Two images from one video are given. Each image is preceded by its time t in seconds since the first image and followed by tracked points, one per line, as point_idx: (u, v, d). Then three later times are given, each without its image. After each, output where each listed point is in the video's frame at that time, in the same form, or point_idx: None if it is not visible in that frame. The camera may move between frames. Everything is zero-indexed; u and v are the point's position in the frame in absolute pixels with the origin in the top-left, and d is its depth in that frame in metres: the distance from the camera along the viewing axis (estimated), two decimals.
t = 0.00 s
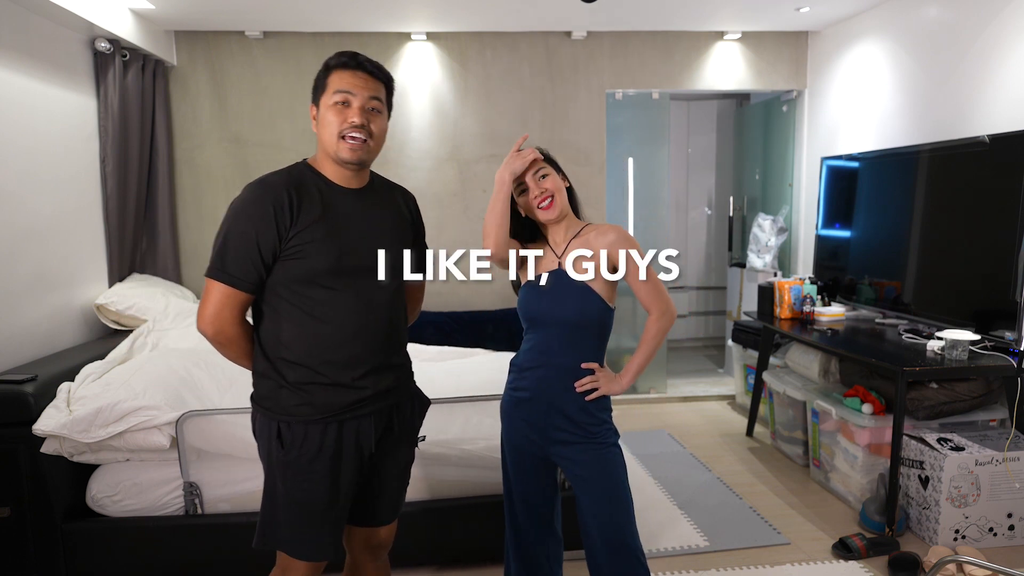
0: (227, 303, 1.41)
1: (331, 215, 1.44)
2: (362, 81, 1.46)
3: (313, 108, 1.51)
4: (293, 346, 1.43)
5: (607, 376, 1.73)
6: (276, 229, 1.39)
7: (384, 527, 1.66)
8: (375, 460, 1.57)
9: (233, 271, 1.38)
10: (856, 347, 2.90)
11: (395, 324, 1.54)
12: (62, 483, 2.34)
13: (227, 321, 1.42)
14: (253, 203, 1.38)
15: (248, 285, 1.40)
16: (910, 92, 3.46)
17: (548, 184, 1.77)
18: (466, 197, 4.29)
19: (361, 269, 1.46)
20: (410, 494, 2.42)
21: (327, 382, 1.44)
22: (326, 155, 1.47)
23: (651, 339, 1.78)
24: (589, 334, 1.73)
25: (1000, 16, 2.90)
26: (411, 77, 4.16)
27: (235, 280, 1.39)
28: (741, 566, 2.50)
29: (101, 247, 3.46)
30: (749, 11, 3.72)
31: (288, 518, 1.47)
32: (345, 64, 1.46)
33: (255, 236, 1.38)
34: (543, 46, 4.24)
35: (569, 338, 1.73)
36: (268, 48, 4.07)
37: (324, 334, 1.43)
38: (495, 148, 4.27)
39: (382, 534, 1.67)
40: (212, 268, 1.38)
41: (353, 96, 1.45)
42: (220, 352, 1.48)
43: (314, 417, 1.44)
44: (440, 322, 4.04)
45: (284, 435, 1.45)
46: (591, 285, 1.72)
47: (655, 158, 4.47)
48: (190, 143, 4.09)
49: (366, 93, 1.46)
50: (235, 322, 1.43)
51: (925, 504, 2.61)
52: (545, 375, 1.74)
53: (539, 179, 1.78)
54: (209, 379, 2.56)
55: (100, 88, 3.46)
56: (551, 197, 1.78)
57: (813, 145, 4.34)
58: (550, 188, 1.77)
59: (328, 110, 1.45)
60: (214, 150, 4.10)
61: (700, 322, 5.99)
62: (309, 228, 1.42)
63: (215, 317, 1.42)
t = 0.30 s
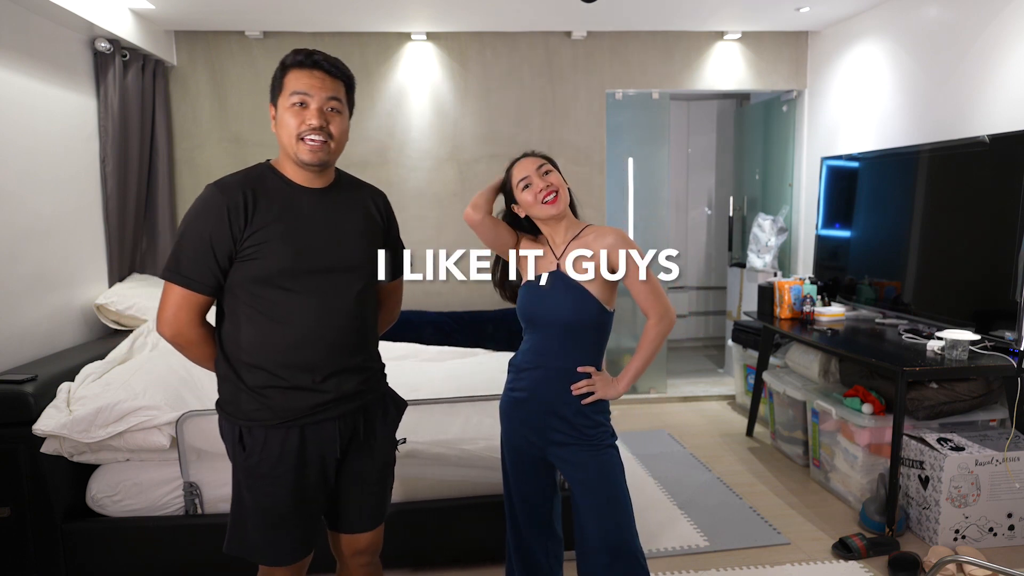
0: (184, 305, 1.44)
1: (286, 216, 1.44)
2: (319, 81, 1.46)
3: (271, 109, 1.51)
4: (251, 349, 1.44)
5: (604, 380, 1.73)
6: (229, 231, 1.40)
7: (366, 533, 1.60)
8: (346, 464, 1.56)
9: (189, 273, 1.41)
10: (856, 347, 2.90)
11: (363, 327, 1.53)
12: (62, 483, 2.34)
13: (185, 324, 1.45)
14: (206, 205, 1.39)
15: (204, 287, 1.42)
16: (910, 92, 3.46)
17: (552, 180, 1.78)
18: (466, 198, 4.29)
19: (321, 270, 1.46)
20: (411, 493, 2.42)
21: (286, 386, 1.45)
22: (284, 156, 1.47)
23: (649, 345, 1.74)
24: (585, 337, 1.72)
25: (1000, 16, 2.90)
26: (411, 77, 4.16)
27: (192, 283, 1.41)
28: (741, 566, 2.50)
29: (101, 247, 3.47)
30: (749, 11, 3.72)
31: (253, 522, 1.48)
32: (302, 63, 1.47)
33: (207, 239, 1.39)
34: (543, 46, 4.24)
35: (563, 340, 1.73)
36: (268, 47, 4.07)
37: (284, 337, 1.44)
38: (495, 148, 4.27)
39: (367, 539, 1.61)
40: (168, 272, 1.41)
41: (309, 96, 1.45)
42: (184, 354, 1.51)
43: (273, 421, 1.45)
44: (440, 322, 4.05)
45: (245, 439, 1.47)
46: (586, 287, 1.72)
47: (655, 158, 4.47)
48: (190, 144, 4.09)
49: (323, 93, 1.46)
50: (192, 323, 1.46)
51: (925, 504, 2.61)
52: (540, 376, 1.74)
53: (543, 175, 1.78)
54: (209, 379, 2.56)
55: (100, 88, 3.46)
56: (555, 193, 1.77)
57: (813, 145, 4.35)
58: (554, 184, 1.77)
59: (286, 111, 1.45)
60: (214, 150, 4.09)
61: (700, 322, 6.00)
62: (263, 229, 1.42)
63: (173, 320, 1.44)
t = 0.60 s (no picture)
0: (154, 312, 1.44)
1: (256, 222, 1.44)
2: (282, 80, 1.47)
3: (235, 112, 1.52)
4: (222, 356, 1.44)
5: (601, 382, 1.72)
6: (198, 238, 1.40)
7: (374, 531, 1.60)
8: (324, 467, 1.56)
9: (158, 281, 1.41)
10: (856, 347, 2.90)
11: (337, 331, 1.53)
12: (62, 483, 2.34)
13: (154, 331, 1.45)
14: (174, 212, 1.39)
15: (172, 295, 1.42)
16: (910, 92, 3.46)
17: (560, 184, 1.78)
18: (467, 198, 4.29)
19: (294, 276, 1.45)
20: (411, 493, 2.42)
21: (259, 393, 1.45)
22: (250, 157, 1.48)
23: (646, 345, 1.75)
24: (579, 339, 1.72)
25: (1000, 16, 2.90)
26: (411, 77, 4.17)
27: (161, 291, 1.41)
28: (741, 566, 2.49)
29: (101, 247, 3.47)
30: (749, 11, 3.72)
31: (233, 527, 1.49)
32: (263, 64, 1.47)
33: (176, 246, 1.39)
34: (543, 46, 4.24)
35: (559, 344, 1.73)
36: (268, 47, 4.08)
37: (255, 345, 1.43)
38: (495, 148, 4.27)
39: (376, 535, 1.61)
40: (137, 280, 1.41)
41: (272, 96, 1.46)
42: (155, 361, 1.50)
43: (247, 428, 1.45)
44: (440, 322, 4.04)
45: (219, 446, 1.47)
46: (581, 289, 1.70)
47: (655, 158, 4.47)
48: (190, 144, 4.09)
49: (287, 93, 1.47)
50: (161, 329, 1.46)
51: (925, 504, 2.61)
52: (539, 377, 1.75)
53: (552, 176, 1.77)
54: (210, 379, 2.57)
55: (100, 88, 3.46)
56: (559, 196, 1.77)
57: (813, 145, 4.35)
58: (562, 189, 1.77)
59: (250, 113, 1.46)
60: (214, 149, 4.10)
61: (700, 322, 6.00)
62: (233, 236, 1.42)
63: (142, 326, 1.45)
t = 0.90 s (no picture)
0: (140, 316, 1.44)
1: (242, 226, 1.43)
2: (268, 83, 1.46)
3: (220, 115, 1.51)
4: (211, 360, 1.44)
5: (595, 382, 1.72)
6: (184, 244, 1.39)
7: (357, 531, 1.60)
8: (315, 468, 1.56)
9: (145, 288, 1.40)
10: (856, 347, 2.90)
11: (326, 333, 1.53)
12: (62, 483, 2.34)
13: (140, 336, 1.45)
14: (160, 218, 1.38)
15: (159, 300, 1.41)
16: (910, 92, 3.46)
17: (563, 186, 1.78)
18: (467, 198, 4.29)
19: (282, 279, 1.45)
20: (411, 494, 2.42)
21: (248, 396, 1.45)
22: (237, 161, 1.47)
23: (636, 348, 1.72)
24: (573, 341, 1.72)
25: (1000, 16, 2.90)
26: (411, 77, 4.17)
27: (148, 297, 1.41)
28: (741, 566, 2.50)
29: (101, 247, 3.47)
30: (749, 11, 3.72)
31: (226, 528, 1.50)
32: (249, 66, 1.47)
33: (162, 253, 1.39)
34: (543, 46, 4.24)
35: (551, 346, 1.74)
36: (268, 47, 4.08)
37: (244, 349, 1.43)
38: (495, 148, 4.27)
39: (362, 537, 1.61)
40: (123, 287, 1.40)
41: (259, 99, 1.45)
42: (143, 364, 1.52)
43: (237, 430, 1.46)
44: (440, 322, 4.04)
45: (209, 447, 1.48)
46: (571, 292, 1.70)
47: (655, 158, 4.47)
48: (190, 144, 4.09)
49: (273, 96, 1.46)
50: (148, 335, 1.46)
51: (925, 504, 2.61)
52: (534, 376, 1.76)
53: (555, 177, 1.77)
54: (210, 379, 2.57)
55: (100, 88, 3.46)
56: (560, 198, 1.77)
57: (813, 145, 4.35)
58: (564, 190, 1.77)
59: (236, 116, 1.45)
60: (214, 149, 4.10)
61: (700, 322, 6.00)
62: (219, 242, 1.41)
63: (129, 332, 1.45)
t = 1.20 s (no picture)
0: (140, 316, 1.44)
1: (241, 227, 1.43)
2: (269, 84, 1.46)
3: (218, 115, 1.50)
4: (208, 360, 1.44)
5: (573, 383, 1.70)
6: (183, 245, 1.39)
7: (359, 527, 1.60)
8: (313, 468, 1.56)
9: (143, 288, 1.40)
10: (856, 347, 2.90)
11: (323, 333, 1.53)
12: (62, 483, 2.34)
13: (140, 335, 1.45)
14: (160, 217, 1.38)
15: (157, 300, 1.41)
16: (910, 92, 3.46)
17: (558, 182, 1.76)
18: (467, 198, 4.29)
19: (280, 280, 1.45)
20: (411, 494, 2.42)
21: (246, 396, 1.45)
22: (237, 161, 1.47)
23: (618, 348, 1.71)
24: (555, 339, 1.73)
25: (1000, 16, 2.90)
26: (411, 77, 4.17)
27: (146, 297, 1.40)
28: (741, 566, 2.49)
29: (101, 247, 3.47)
30: (749, 11, 3.73)
31: (222, 526, 1.50)
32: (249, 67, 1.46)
33: (161, 252, 1.38)
34: (543, 46, 4.24)
35: (533, 346, 1.75)
36: (268, 48, 4.08)
37: (241, 349, 1.43)
38: (495, 148, 4.27)
39: (363, 533, 1.61)
40: (123, 288, 1.40)
41: (261, 100, 1.45)
42: (142, 363, 1.52)
43: (234, 430, 1.46)
44: (441, 322, 4.04)
45: (206, 446, 1.48)
46: (551, 294, 1.70)
47: (655, 158, 4.47)
48: (190, 144, 4.09)
49: (275, 97, 1.46)
50: (149, 334, 1.46)
51: (925, 504, 2.61)
52: (521, 373, 1.78)
53: (551, 173, 1.76)
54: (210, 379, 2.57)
55: (100, 88, 3.46)
56: (553, 194, 1.75)
57: (813, 145, 4.35)
58: (557, 187, 1.76)
59: (237, 116, 1.45)
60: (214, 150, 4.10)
61: (700, 322, 6.00)
62: (218, 243, 1.41)
63: (129, 331, 1.45)
